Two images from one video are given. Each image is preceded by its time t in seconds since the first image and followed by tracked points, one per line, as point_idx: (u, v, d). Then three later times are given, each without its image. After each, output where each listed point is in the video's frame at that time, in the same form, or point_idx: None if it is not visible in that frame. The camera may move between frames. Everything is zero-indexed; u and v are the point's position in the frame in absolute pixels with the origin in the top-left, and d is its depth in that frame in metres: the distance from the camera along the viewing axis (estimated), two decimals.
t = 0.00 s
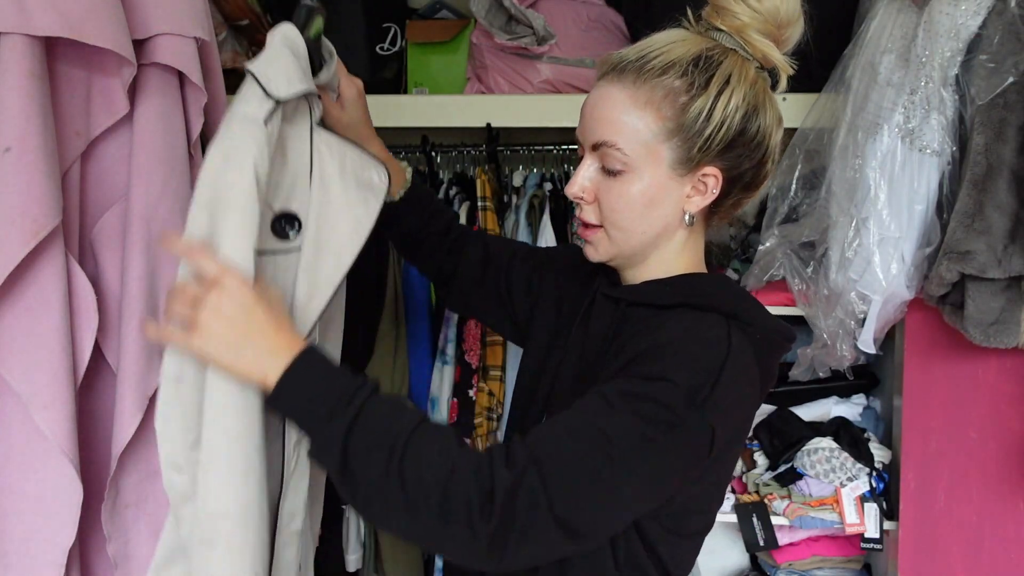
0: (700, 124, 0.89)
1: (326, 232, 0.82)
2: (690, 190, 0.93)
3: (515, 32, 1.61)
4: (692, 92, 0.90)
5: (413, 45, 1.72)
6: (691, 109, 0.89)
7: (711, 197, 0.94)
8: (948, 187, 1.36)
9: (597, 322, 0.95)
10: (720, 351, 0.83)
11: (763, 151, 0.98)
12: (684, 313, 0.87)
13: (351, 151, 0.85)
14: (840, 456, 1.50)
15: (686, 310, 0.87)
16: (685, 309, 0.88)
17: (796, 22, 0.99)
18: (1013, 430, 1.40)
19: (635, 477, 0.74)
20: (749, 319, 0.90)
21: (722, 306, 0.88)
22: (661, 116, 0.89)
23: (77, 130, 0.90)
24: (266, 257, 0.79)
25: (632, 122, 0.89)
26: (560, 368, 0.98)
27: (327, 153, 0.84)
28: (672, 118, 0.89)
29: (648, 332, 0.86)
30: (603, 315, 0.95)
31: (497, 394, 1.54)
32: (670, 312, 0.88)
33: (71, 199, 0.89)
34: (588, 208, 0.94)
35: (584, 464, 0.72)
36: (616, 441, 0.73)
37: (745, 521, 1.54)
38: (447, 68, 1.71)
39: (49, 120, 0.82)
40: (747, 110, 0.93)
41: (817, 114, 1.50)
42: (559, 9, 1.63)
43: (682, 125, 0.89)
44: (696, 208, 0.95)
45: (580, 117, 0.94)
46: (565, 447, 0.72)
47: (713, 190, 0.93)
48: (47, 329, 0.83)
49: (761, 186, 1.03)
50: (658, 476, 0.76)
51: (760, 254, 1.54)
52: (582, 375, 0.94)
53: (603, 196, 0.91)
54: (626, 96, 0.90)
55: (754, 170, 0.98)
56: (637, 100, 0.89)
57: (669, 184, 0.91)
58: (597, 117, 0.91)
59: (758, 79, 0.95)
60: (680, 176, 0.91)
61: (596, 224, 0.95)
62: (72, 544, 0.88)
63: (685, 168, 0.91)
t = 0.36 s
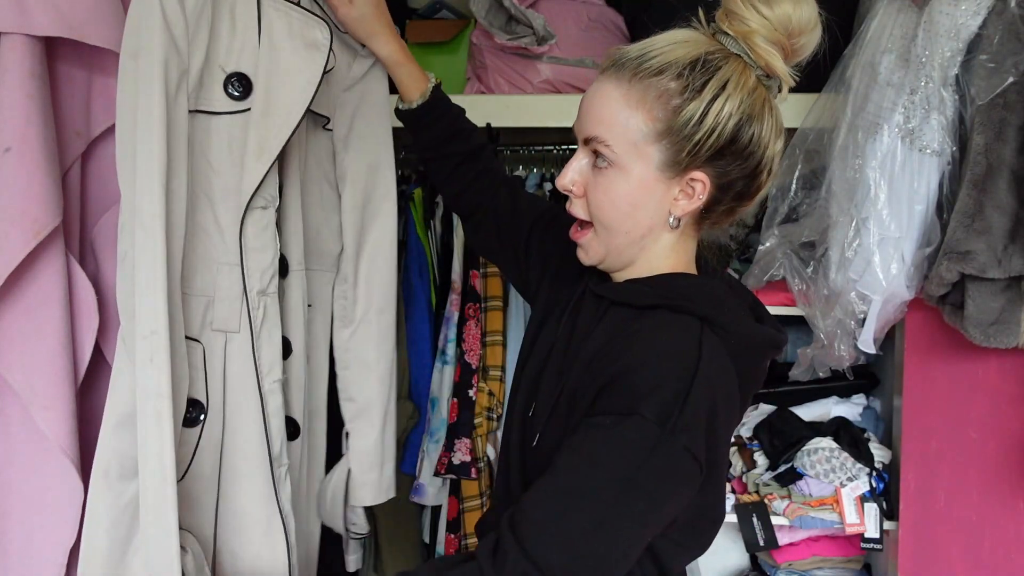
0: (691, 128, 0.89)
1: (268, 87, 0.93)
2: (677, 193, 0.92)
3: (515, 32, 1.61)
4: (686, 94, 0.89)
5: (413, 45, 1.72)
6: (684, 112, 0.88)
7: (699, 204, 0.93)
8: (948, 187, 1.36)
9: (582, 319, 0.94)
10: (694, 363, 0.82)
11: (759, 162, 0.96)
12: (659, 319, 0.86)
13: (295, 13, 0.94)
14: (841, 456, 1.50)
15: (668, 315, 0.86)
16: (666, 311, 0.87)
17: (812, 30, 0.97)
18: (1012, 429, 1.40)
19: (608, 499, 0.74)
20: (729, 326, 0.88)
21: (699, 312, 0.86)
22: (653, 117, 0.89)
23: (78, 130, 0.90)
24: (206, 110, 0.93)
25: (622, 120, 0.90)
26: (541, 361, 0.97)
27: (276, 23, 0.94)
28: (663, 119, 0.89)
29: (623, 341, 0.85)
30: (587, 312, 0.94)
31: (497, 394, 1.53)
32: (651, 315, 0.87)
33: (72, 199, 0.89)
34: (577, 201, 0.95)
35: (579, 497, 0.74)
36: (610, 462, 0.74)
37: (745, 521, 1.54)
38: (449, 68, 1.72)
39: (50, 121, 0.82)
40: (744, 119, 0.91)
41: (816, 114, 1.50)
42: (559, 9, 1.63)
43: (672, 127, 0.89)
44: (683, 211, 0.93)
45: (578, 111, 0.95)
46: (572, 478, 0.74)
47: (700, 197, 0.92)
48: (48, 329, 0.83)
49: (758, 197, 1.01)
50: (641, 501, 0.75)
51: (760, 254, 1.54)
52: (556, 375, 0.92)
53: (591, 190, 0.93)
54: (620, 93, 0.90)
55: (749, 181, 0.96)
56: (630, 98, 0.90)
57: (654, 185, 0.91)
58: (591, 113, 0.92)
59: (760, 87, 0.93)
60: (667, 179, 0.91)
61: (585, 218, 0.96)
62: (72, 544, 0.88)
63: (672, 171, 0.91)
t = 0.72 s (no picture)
0: (695, 123, 0.89)
1: (281, 80, 0.92)
2: (676, 189, 0.92)
3: (515, 31, 1.60)
4: (694, 89, 0.89)
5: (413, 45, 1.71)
6: (690, 105, 0.89)
7: (696, 203, 0.92)
8: (948, 187, 1.36)
9: (580, 324, 0.94)
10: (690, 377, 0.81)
11: (762, 169, 0.95)
12: (655, 329, 0.85)
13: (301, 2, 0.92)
14: (840, 456, 1.51)
15: (664, 323, 0.86)
16: (660, 317, 0.86)
17: (836, 52, 0.98)
18: (1012, 429, 1.40)
19: (628, 528, 0.74)
20: (725, 337, 0.87)
21: (695, 322, 0.86)
22: (659, 108, 0.90)
23: (78, 130, 0.89)
24: (212, 104, 0.90)
25: (630, 109, 0.91)
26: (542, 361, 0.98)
27: (283, 15, 0.92)
28: (669, 111, 0.89)
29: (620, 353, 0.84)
30: (588, 313, 0.94)
31: (497, 394, 1.53)
32: (645, 322, 0.86)
33: (72, 199, 0.89)
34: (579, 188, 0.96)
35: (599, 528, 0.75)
36: (623, 490, 0.74)
37: (745, 521, 1.54)
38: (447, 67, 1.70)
39: (50, 121, 0.82)
40: (749, 122, 0.91)
41: (816, 114, 1.50)
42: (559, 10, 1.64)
43: (677, 119, 0.89)
44: (682, 209, 0.92)
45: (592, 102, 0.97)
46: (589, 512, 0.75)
47: (699, 195, 0.92)
48: (48, 329, 0.83)
49: (759, 209, 0.99)
50: (658, 524, 0.76)
51: (760, 254, 1.54)
52: (553, 382, 0.92)
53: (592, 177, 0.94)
54: (633, 83, 0.92)
55: (749, 187, 0.95)
56: (640, 88, 0.91)
57: (655, 178, 0.91)
58: (604, 101, 0.94)
59: (770, 93, 0.93)
60: (667, 172, 0.91)
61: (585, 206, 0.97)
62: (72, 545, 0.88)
63: (672, 165, 0.90)
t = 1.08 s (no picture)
0: (711, 130, 0.89)
1: (282, 111, 0.87)
2: (695, 196, 0.92)
3: (515, 32, 1.60)
4: (709, 97, 0.90)
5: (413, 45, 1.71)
6: (705, 112, 0.89)
7: (717, 210, 0.93)
8: (948, 187, 1.36)
9: (594, 325, 0.94)
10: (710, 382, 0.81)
11: (778, 174, 0.95)
12: (672, 333, 0.85)
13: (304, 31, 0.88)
14: (840, 456, 1.51)
15: (684, 328, 0.86)
16: (682, 323, 0.86)
17: (844, 54, 0.97)
18: (1013, 430, 1.40)
19: (615, 516, 0.75)
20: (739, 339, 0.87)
21: (711, 325, 0.86)
22: (675, 117, 0.90)
23: (78, 130, 0.89)
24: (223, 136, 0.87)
25: (645, 118, 0.91)
26: (548, 363, 0.98)
27: (287, 44, 0.88)
28: (685, 119, 0.89)
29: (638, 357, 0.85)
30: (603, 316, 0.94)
31: (497, 394, 1.52)
32: (665, 327, 0.86)
33: (72, 199, 0.89)
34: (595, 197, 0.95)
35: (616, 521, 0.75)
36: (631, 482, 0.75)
37: (745, 521, 1.54)
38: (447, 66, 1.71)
39: (50, 121, 0.82)
40: (765, 127, 0.91)
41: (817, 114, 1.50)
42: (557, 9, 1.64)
43: (694, 127, 0.89)
44: (701, 215, 0.93)
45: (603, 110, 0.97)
46: (596, 502, 0.75)
47: (718, 202, 0.92)
48: (48, 330, 0.83)
49: (775, 212, 1.00)
50: (658, 519, 0.76)
51: (760, 254, 1.53)
52: (566, 380, 0.92)
53: (608, 187, 0.93)
54: (646, 92, 0.92)
55: (767, 192, 0.96)
56: (653, 96, 0.91)
57: (673, 186, 0.91)
58: (616, 110, 0.94)
59: (784, 97, 0.94)
60: (685, 180, 0.91)
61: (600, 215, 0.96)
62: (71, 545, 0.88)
63: (690, 173, 0.90)
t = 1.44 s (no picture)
0: (721, 128, 0.94)
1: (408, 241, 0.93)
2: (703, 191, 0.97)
3: (515, 32, 1.61)
4: (715, 96, 0.94)
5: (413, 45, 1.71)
6: (714, 111, 0.94)
7: (717, 203, 0.99)
8: (948, 187, 1.36)
9: (595, 337, 0.97)
10: (753, 381, 0.86)
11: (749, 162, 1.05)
12: (705, 334, 0.90)
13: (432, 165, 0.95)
14: (840, 456, 1.51)
15: (696, 324, 0.91)
16: (691, 320, 0.91)
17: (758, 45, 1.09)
18: (1013, 431, 1.40)
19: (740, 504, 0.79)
20: (765, 338, 0.92)
21: (734, 322, 0.90)
22: (692, 116, 0.92)
23: (78, 130, 0.89)
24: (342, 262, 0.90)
25: (663, 120, 0.91)
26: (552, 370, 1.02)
27: (409, 164, 0.94)
28: (699, 118, 0.93)
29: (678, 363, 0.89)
30: (604, 327, 0.97)
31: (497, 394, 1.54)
32: (679, 327, 0.91)
33: (72, 199, 0.89)
34: (609, 208, 0.91)
35: (707, 535, 0.78)
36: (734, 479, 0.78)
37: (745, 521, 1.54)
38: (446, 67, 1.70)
39: (50, 121, 0.82)
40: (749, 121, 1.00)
41: (817, 114, 1.50)
42: (556, 8, 1.63)
43: (707, 126, 0.93)
44: (706, 208, 0.98)
45: (597, 110, 0.94)
46: (691, 512, 0.79)
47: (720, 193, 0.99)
48: (48, 329, 0.83)
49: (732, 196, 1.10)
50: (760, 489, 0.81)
51: (761, 254, 1.54)
52: (585, 391, 0.96)
53: (628, 193, 0.91)
54: (659, 93, 0.92)
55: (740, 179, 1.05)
56: (668, 97, 0.92)
57: (691, 184, 0.94)
58: (627, 112, 0.91)
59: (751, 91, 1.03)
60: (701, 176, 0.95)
61: (611, 225, 0.92)
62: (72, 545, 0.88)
63: (705, 169, 0.95)
